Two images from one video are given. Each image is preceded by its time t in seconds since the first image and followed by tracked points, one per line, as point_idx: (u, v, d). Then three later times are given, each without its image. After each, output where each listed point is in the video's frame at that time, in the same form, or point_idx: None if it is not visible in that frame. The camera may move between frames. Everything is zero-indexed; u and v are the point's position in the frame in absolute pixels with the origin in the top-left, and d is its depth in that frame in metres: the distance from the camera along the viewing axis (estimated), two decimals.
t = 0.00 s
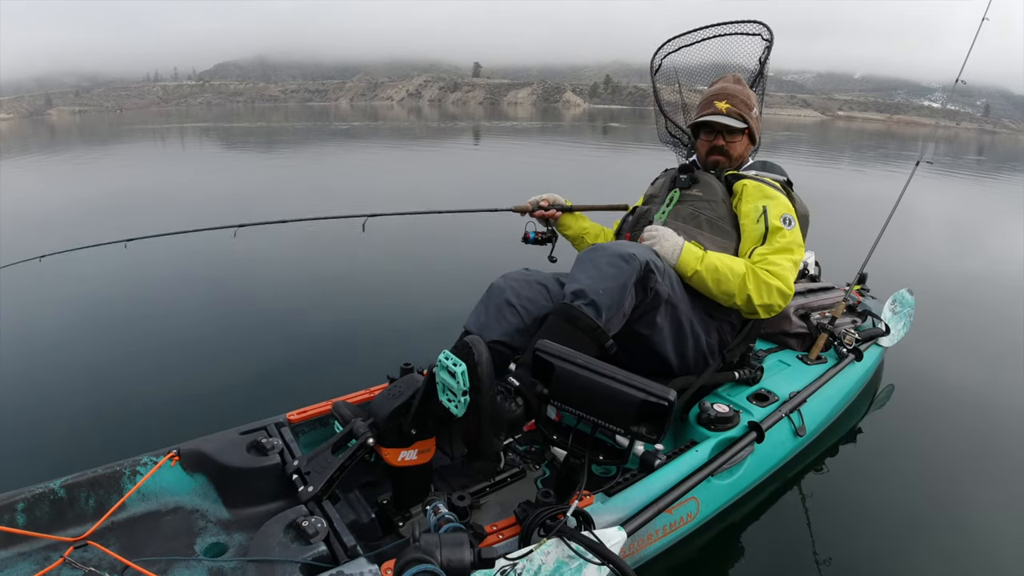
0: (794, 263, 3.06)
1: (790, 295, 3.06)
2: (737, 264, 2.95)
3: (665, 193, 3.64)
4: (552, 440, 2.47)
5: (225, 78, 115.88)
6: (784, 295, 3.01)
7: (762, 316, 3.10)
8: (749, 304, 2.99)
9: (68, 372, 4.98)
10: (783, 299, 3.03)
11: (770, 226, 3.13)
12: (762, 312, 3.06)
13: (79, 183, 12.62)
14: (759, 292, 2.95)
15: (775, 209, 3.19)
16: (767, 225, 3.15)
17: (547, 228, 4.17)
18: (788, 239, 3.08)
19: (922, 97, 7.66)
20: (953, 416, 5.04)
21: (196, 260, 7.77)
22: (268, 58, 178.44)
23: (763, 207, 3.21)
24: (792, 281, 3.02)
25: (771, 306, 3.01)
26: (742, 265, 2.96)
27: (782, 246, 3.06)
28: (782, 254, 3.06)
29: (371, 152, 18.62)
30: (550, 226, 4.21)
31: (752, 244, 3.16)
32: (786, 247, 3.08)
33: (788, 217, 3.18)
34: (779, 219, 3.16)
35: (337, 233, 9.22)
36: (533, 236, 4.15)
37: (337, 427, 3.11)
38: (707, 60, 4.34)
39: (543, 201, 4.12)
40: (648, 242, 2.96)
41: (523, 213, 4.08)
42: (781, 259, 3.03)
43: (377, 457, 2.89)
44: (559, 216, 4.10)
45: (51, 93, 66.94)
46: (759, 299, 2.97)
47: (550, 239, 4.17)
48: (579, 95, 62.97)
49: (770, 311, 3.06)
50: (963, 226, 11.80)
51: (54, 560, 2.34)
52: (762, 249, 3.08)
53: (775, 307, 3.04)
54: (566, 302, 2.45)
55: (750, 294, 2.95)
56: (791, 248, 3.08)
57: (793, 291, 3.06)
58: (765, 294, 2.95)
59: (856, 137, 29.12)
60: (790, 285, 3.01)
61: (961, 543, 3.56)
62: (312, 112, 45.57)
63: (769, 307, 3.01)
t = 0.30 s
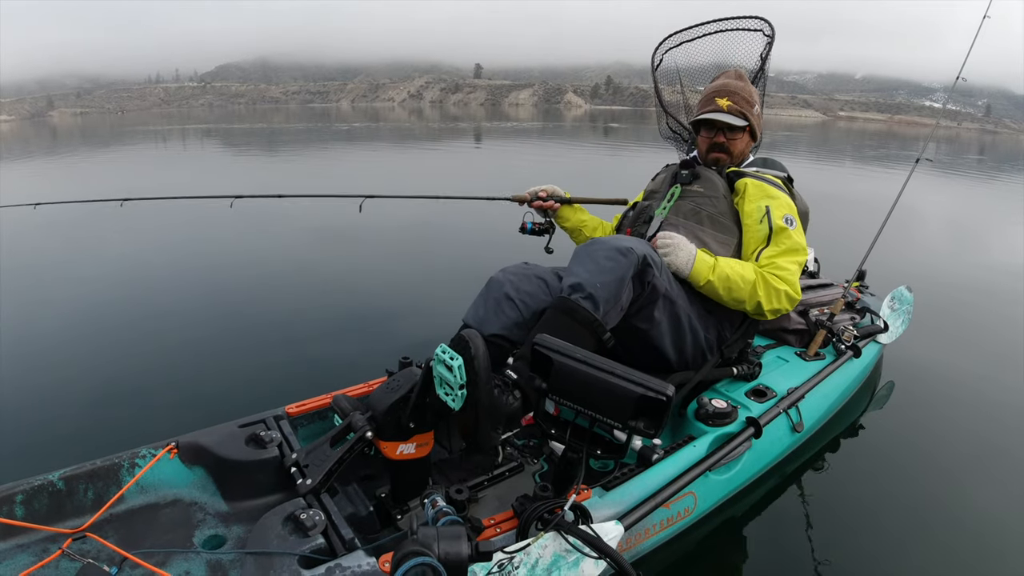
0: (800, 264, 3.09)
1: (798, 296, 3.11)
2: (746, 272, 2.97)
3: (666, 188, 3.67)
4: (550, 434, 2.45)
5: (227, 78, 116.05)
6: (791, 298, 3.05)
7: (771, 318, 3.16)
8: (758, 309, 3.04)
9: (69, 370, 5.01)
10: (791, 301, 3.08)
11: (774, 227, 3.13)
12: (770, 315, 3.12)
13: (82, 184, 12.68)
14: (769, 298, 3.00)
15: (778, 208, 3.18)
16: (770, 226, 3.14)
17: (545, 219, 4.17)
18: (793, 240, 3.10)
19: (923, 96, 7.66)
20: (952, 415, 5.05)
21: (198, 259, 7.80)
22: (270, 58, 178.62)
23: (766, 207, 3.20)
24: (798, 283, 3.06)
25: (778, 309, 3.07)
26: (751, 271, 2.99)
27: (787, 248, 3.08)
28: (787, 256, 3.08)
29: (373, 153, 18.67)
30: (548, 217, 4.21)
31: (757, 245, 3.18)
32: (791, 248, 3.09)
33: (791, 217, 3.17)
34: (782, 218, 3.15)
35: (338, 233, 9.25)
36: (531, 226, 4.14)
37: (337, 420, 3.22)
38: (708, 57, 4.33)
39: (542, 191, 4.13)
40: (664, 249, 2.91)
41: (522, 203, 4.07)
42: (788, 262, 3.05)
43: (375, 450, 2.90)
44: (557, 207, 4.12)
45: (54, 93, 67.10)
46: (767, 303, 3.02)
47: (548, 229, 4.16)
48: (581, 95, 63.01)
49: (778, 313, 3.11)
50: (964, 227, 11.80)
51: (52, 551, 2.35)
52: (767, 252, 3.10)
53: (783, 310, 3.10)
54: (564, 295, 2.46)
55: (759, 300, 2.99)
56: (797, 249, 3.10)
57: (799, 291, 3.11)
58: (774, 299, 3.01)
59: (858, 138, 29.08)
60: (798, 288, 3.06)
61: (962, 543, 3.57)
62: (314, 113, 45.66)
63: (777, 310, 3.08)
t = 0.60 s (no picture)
0: (801, 267, 3.08)
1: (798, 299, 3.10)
2: (745, 275, 2.98)
3: (668, 187, 3.68)
4: (550, 434, 2.45)
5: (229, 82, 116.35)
6: (791, 301, 3.05)
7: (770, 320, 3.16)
8: (757, 312, 3.04)
9: (69, 371, 5.01)
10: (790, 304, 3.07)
11: (776, 228, 3.12)
12: (769, 318, 3.12)
13: (83, 186, 12.72)
14: (768, 301, 3.00)
15: (781, 210, 3.17)
16: (772, 228, 3.14)
17: (551, 227, 4.16)
18: (795, 241, 3.09)
19: (925, 98, 7.66)
20: (954, 413, 5.04)
21: (198, 260, 7.81)
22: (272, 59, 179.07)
23: (768, 208, 3.20)
24: (799, 286, 3.05)
25: (778, 312, 3.08)
26: (750, 274, 2.99)
27: (789, 250, 3.07)
28: (789, 258, 3.08)
29: (374, 154, 18.71)
30: (553, 225, 4.20)
31: (759, 246, 3.17)
32: (793, 250, 3.08)
33: (794, 218, 3.16)
34: (785, 219, 3.15)
35: (338, 233, 9.26)
36: (538, 234, 4.12)
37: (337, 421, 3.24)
38: (709, 57, 4.33)
39: (547, 199, 4.12)
40: (665, 255, 2.90)
41: (528, 212, 4.07)
42: (789, 265, 3.05)
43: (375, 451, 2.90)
44: (563, 214, 4.12)
45: (57, 95, 67.39)
46: (766, 306, 3.02)
47: (554, 237, 4.14)
48: (581, 97, 63.07)
49: (777, 316, 3.11)
50: (965, 227, 11.80)
51: (53, 551, 2.35)
52: (768, 254, 3.09)
53: (783, 313, 3.09)
54: (564, 295, 2.46)
55: (758, 303, 3.00)
56: (799, 251, 3.09)
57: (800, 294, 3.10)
58: (773, 303, 3.01)
59: (859, 138, 29.07)
60: (798, 292, 3.06)
61: (965, 541, 3.55)
62: (315, 115, 45.68)
63: (777, 313, 3.08)
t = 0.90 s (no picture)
0: (802, 269, 3.08)
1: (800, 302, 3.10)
2: (746, 277, 2.97)
3: (670, 190, 3.68)
4: (552, 439, 2.43)
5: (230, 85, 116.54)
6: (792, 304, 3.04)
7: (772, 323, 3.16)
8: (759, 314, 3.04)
9: (69, 374, 5.01)
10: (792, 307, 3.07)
11: (778, 231, 3.12)
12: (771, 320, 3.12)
13: (85, 189, 12.74)
14: (770, 304, 3.00)
15: (782, 213, 3.17)
16: (774, 230, 3.13)
17: (552, 236, 4.17)
18: (796, 244, 3.08)
19: (925, 99, 7.66)
20: (956, 414, 5.03)
21: (200, 263, 7.84)
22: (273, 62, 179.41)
23: (769, 211, 3.20)
24: (800, 289, 3.05)
25: (780, 315, 3.08)
26: (751, 277, 2.99)
27: (791, 252, 3.07)
28: (791, 261, 3.07)
29: (375, 156, 18.74)
30: (555, 234, 4.21)
31: (761, 249, 3.17)
32: (795, 252, 3.08)
33: (795, 221, 3.16)
34: (786, 222, 3.15)
35: (339, 236, 9.27)
36: (539, 245, 4.12)
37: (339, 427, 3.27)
38: (708, 59, 4.33)
39: (547, 208, 4.13)
40: (666, 258, 2.89)
41: (528, 223, 4.08)
42: (791, 268, 3.05)
43: (377, 455, 2.90)
44: (563, 223, 4.12)
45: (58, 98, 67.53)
46: (768, 309, 3.01)
47: (556, 246, 4.13)
48: (582, 98, 63.16)
49: (779, 320, 3.11)
50: (966, 227, 11.80)
51: (54, 557, 2.35)
52: (770, 257, 3.09)
53: (784, 317, 3.09)
54: (566, 300, 2.45)
55: (760, 306, 2.99)
56: (800, 254, 3.09)
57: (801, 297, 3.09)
58: (775, 305, 3.01)
59: (860, 139, 29.06)
60: (800, 294, 3.06)
61: (967, 541, 3.54)
62: (317, 117, 45.89)
63: (779, 316, 3.08)
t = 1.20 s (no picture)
0: (802, 270, 3.08)
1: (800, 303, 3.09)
2: (746, 279, 2.97)
3: (669, 192, 3.69)
4: (553, 440, 2.43)
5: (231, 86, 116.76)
6: (792, 305, 3.04)
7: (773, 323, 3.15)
8: (759, 316, 3.04)
9: (69, 375, 5.01)
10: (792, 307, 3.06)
11: (777, 232, 3.11)
12: (771, 321, 3.12)
13: (86, 189, 12.76)
14: (770, 306, 3.00)
15: (782, 214, 3.16)
16: (774, 231, 3.12)
17: (552, 241, 4.16)
18: (796, 245, 3.07)
19: (925, 100, 7.65)
20: (957, 414, 5.02)
21: (200, 264, 7.85)
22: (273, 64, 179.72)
23: (769, 212, 3.19)
24: (800, 289, 3.05)
25: (780, 316, 3.08)
26: (751, 278, 2.99)
27: (790, 253, 3.06)
28: (791, 262, 3.07)
29: (376, 157, 18.79)
30: (554, 238, 4.21)
31: (761, 250, 3.16)
32: (795, 253, 3.07)
33: (795, 222, 3.16)
34: (786, 223, 3.14)
35: (340, 237, 9.28)
36: (539, 249, 4.11)
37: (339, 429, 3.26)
38: (707, 61, 4.34)
39: (545, 213, 4.11)
40: (666, 260, 2.89)
41: (528, 229, 4.06)
42: (791, 269, 3.04)
43: (378, 458, 2.90)
44: (563, 227, 4.11)
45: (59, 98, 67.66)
46: (768, 310, 3.01)
47: (556, 250, 4.13)
48: (582, 99, 63.20)
49: (779, 321, 3.11)
50: (965, 227, 11.81)
51: (55, 561, 2.35)
52: (770, 258, 3.08)
53: (784, 317, 3.09)
54: (566, 301, 2.46)
55: (760, 307, 2.99)
56: (800, 254, 3.08)
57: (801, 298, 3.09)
58: (775, 307, 3.01)
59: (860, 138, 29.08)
60: (799, 295, 3.05)
61: (968, 541, 3.53)
62: (317, 117, 46.01)
63: (779, 317, 3.08)
